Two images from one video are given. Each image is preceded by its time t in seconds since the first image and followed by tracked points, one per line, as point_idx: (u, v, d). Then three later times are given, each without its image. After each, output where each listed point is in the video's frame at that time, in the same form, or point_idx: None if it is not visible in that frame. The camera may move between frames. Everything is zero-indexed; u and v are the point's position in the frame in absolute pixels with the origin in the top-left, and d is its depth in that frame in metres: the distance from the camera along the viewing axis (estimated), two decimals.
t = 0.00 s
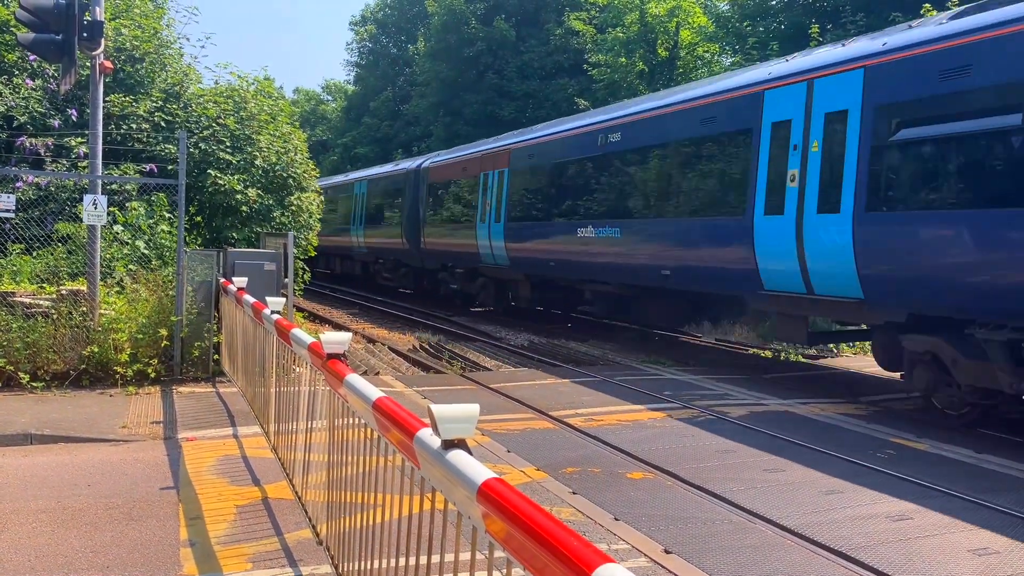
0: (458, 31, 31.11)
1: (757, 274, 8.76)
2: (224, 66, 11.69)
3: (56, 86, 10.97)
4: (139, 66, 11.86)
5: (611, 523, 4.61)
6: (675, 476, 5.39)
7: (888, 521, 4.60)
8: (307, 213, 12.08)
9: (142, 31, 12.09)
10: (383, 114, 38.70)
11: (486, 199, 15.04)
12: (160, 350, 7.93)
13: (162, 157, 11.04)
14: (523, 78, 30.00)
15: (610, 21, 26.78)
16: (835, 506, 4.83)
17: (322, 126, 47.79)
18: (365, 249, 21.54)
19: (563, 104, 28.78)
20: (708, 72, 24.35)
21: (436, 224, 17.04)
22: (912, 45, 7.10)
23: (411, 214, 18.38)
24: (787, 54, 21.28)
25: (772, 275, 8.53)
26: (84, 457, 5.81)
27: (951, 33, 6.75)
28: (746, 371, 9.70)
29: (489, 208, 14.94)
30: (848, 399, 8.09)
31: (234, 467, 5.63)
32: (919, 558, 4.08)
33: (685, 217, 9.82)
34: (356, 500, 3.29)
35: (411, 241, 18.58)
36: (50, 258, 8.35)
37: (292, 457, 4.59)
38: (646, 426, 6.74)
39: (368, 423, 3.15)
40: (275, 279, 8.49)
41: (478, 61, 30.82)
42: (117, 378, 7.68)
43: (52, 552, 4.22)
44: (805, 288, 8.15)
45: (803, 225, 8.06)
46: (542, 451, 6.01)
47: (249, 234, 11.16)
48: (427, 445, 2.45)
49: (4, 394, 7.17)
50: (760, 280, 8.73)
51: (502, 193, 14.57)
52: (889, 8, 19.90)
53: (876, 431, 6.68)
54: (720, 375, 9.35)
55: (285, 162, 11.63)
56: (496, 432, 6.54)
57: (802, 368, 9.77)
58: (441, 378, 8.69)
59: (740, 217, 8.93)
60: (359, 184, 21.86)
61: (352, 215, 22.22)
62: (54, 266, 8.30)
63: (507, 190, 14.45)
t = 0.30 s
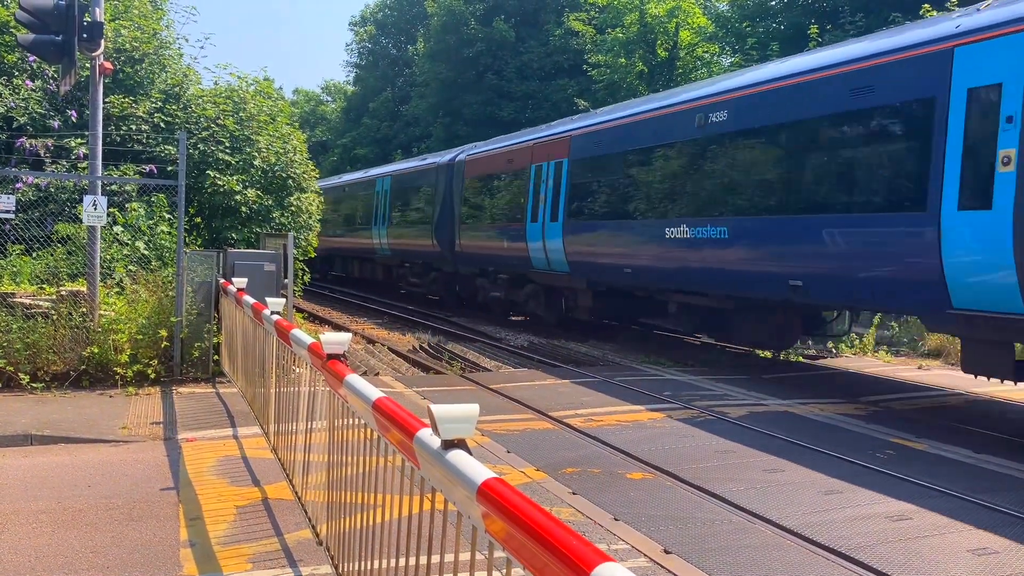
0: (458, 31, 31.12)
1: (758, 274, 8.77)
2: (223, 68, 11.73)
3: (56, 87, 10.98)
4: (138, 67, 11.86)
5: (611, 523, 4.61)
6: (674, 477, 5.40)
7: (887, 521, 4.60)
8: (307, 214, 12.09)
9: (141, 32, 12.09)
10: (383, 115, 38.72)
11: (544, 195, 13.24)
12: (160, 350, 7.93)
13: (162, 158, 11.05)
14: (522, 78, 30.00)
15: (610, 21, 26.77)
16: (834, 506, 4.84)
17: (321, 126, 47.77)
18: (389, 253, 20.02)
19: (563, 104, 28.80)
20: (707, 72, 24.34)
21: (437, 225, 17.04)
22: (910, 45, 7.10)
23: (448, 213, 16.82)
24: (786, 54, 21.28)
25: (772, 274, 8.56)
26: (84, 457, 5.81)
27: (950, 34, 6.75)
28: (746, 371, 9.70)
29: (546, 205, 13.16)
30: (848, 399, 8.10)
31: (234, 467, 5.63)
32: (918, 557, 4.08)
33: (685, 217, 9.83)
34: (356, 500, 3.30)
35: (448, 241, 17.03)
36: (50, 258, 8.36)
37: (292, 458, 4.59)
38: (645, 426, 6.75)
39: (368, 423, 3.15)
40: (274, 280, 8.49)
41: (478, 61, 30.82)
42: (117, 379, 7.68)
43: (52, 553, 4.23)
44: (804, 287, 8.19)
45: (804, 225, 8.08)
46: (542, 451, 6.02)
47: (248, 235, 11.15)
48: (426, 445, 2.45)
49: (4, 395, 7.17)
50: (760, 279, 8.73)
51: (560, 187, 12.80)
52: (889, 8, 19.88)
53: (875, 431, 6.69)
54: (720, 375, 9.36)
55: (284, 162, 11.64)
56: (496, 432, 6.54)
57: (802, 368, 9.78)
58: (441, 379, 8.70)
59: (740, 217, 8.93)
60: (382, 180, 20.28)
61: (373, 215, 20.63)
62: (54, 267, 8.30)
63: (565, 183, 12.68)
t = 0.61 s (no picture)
0: (457, 33, 31.14)
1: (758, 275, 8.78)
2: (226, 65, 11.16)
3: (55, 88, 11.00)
4: (138, 68, 11.87)
5: (610, 523, 4.62)
6: (674, 477, 5.40)
7: (886, 521, 4.61)
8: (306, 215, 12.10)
9: (141, 33, 12.09)
10: (383, 116, 38.75)
11: (625, 189, 11.14)
12: (160, 351, 7.93)
13: (162, 159, 11.06)
14: (522, 79, 29.99)
15: (609, 22, 26.77)
16: (833, 507, 4.85)
17: (321, 127, 47.74)
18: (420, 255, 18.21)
19: (562, 105, 28.81)
20: (706, 73, 24.33)
21: (436, 226, 17.05)
22: (913, 46, 7.11)
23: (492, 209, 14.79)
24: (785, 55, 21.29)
25: (773, 274, 8.57)
26: (84, 458, 5.82)
27: (952, 34, 6.76)
28: (745, 372, 9.71)
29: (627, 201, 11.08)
30: (848, 400, 8.11)
31: (234, 468, 5.64)
32: (916, 558, 4.09)
33: (684, 218, 9.84)
34: (356, 501, 3.30)
35: (491, 243, 15.01)
36: (50, 259, 8.36)
37: (291, 458, 4.59)
38: (645, 426, 6.76)
39: (367, 424, 3.15)
40: (273, 281, 8.50)
41: (477, 63, 30.83)
42: (116, 380, 7.68)
43: (51, 553, 4.23)
44: (804, 287, 8.21)
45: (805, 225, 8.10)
46: (541, 452, 6.03)
47: (248, 236, 11.16)
48: (426, 445, 2.46)
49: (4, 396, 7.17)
50: (760, 280, 8.75)
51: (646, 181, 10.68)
52: (888, 9, 19.87)
53: (874, 431, 6.70)
54: (719, 376, 9.37)
55: (284, 163, 11.66)
56: (495, 433, 6.55)
57: (801, 369, 9.80)
58: (441, 379, 8.70)
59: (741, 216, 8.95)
60: (413, 176, 18.51)
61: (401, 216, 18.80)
62: (54, 268, 8.30)
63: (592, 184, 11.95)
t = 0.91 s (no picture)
0: (457, 35, 31.21)
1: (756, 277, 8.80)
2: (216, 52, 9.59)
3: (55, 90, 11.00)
4: (137, 70, 11.86)
5: (609, 524, 4.62)
6: (673, 479, 5.41)
7: (885, 522, 4.62)
8: (305, 217, 12.12)
9: (140, 35, 12.10)
10: (382, 117, 38.78)
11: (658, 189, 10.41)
12: (159, 352, 7.93)
13: (161, 161, 11.07)
14: (521, 81, 30.00)
15: (608, 24, 26.77)
16: (833, 508, 4.85)
17: (321, 129, 47.72)
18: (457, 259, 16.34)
19: (561, 107, 28.79)
20: (706, 75, 24.34)
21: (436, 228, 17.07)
22: (916, 46, 7.10)
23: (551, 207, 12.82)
24: (784, 57, 21.33)
25: (774, 275, 8.56)
26: (83, 459, 5.82)
27: (955, 34, 6.76)
28: (745, 374, 9.72)
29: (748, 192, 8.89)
30: (847, 402, 8.11)
31: (233, 470, 5.63)
32: (917, 559, 4.10)
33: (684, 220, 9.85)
34: (355, 502, 3.30)
35: (548, 248, 13.07)
36: (49, 261, 8.37)
37: (290, 460, 4.60)
38: (644, 428, 6.76)
39: (366, 425, 3.16)
40: (273, 282, 8.51)
41: (477, 64, 30.85)
42: (115, 381, 7.68)
43: (50, 555, 4.23)
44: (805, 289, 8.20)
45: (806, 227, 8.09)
46: (541, 453, 6.03)
47: (247, 237, 11.16)
48: (425, 446, 2.46)
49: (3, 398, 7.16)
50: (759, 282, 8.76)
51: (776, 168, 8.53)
52: (887, 10, 19.87)
53: (874, 433, 6.70)
54: (718, 378, 9.37)
55: (283, 165, 11.67)
56: (494, 434, 6.55)
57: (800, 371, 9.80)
58: (440, 381, 8.70)
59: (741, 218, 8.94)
60: (450, 170, 16.65)
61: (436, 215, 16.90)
62: (54, 270, 8.31)
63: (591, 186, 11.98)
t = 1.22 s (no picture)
0: (456, 36, 31.28)
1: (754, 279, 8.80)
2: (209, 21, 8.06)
3: (55, 92, 11.01)
4: (137, 71, 11.85)
5: (608, 526, 4.62)
6: (672, 481, 5.40)
7: (883, 525, 4.61)
8: (305, 218, 12.14)
9: (140, 37, 12.14)
10: (382, 119, 38.77)
11: (656, 191, 10.42)
12: (158, 354, 7.92)
13: (161, 162, 11.07)
14: (520, 83, 30.00)
15: (608, 26, 26.77)
16: (832, 511, 4.84)
17: (321, 131, 47.73)
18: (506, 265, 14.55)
19: (561, 108, 28.51)
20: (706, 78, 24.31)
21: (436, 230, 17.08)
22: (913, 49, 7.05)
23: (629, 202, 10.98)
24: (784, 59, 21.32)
25: (772, 278, 8.56)
26: (82, 461, 5.81)
27: (950, 38, 6.71)
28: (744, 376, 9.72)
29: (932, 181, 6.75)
30: (847, 404, 8.11)
31: (233, 471, 5.64)
32: (916, 561, 4.09)
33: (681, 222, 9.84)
34: (355, 504, 3.30)
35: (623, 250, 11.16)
36: (48, 263, 8.38)
37: (290, 462, 4.59)
38: (644, 430, 6.75)
39: (366, 427, 3.15)
40: (273, 284, 8.52)
41: (477, 66, 30.86)
42: (114, 383, 7.67)
43: (48, 557, 4.22)
44: (804, 292, 8.18)
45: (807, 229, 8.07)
46: (540, 455, 6.02)
47: (247, 239, 11.16)
48: (424, 449, 2.46)
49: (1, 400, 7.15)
50: (758, 284, 8.76)
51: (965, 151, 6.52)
52: (886, 12, 19.85)
53: (873, 435, 6.69)
54: (718, 379, 9.37)
55: (283, 166, 11.67)
56: (493, 437, 6.54)
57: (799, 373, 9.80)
58: (439, 383, 8.70)
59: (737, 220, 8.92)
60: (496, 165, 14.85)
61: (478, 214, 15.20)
62: (53, 271, 8.31)
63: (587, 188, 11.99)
